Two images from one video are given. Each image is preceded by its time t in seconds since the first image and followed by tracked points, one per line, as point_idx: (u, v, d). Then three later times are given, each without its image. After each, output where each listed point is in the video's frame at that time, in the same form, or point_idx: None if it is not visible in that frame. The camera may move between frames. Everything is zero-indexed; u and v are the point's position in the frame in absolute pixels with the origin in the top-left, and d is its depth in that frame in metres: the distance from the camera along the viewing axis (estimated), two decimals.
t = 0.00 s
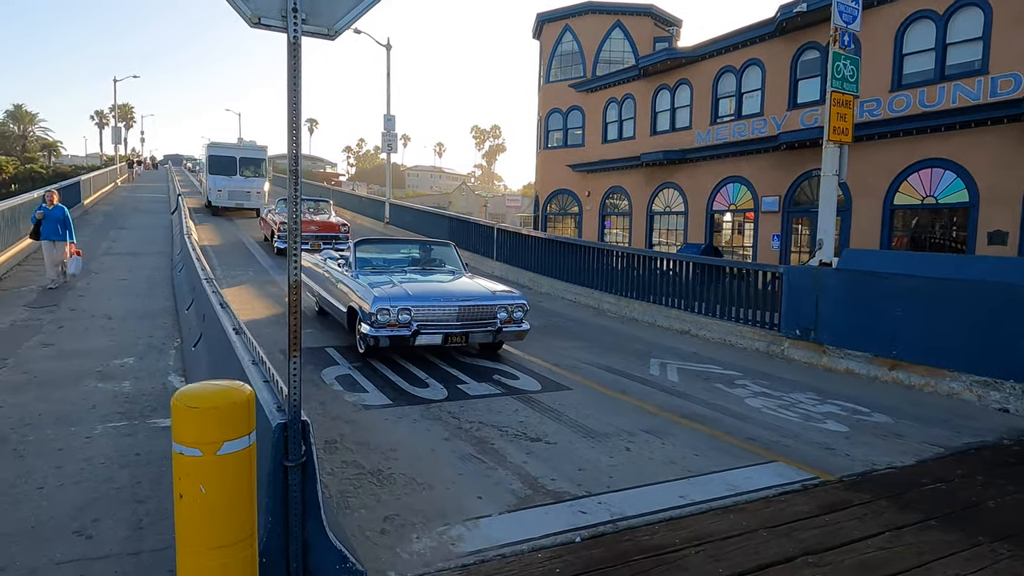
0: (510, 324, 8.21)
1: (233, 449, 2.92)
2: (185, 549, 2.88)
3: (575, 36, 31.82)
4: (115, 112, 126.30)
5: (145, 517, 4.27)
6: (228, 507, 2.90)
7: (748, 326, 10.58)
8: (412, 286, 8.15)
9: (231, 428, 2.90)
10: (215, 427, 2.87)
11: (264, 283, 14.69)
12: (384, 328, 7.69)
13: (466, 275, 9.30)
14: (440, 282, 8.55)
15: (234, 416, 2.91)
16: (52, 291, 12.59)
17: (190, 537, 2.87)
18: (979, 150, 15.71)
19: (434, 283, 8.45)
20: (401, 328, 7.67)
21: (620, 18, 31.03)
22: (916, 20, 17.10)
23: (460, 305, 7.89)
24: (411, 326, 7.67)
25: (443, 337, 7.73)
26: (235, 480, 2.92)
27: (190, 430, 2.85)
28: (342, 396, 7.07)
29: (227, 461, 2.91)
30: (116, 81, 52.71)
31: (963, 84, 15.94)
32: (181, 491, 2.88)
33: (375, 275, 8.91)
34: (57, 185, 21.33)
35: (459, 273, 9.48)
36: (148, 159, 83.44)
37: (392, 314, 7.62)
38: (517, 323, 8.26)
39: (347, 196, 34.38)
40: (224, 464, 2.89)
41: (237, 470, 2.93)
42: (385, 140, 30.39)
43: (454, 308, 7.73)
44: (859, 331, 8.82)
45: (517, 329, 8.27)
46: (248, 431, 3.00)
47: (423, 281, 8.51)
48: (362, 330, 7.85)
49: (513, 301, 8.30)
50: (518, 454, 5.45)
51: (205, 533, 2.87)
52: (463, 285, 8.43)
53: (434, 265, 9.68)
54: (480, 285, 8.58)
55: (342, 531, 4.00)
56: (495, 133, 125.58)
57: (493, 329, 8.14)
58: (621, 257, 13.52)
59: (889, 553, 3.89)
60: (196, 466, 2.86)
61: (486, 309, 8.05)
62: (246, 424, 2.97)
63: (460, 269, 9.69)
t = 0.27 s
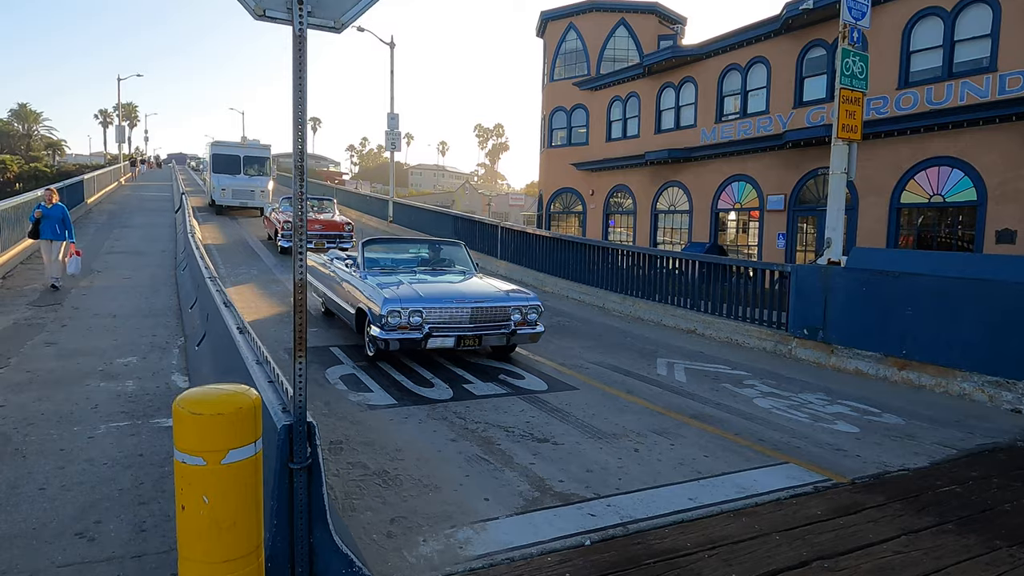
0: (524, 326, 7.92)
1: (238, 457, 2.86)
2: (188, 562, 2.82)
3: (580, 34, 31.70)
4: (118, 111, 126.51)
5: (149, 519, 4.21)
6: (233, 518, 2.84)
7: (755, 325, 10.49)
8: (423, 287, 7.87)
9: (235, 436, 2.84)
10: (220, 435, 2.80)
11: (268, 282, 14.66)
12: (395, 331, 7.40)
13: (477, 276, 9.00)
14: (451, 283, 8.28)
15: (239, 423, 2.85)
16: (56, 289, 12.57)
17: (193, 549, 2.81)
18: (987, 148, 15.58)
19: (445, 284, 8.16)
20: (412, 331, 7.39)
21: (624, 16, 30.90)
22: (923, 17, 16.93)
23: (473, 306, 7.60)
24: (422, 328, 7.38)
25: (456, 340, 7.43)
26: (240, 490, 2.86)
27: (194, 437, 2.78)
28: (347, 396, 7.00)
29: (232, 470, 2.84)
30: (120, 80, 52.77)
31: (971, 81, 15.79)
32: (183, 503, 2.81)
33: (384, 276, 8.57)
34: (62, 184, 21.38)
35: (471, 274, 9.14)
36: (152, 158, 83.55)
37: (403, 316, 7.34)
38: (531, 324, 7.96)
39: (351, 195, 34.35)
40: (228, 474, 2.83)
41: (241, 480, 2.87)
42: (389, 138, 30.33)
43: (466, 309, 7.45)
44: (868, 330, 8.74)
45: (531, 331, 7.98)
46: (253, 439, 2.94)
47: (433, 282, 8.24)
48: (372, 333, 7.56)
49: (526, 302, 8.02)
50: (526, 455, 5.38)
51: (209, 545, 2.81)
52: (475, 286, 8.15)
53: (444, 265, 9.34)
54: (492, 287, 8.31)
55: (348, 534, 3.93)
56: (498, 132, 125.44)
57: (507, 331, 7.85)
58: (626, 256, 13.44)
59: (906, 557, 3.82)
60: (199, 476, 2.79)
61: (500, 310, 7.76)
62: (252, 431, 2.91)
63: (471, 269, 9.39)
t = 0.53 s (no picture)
0: (536, 329, 7.61)
1: (244, 467, 2.80)
2: None
3: (581, 32, 31.59)
4: (118, 110, 126.62)
5: (150, 523, 4.14)
6: (240, 530, 2.79)
7: (760, 324, 10.41)
8: (431, 290, 7.56)
9: (241, 446, 2.78)
10: (226, 445, 2.74)
11: (269, 281, 14.60)
12: (404, 334, 7.07)
13: (486, 277, 8.72)
14: (461, 284, 7.97)
15: (245, 432, 2.79)
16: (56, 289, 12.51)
17: (198, 562, 2.76)
18: (990, 146, 15.49)
19: (454, 285, 7.86)
20: (422, 334, 7.07)
21: (625, 14, 30.78)
22: (927, 14, 16.81)
23: (485, 308, 7.29)
24: (433, 332, 7.07)
25: (467, 343, 7.12)
26: (246, 502, 2.80)
27: (200, 447, 2.72)
28: (349, 397, 6.93)
29: (238, 481, 2.78)
30: (120, 81, 52.78)
31: (974, 79, 15.70)
32: (187, 515, 2.75)
33: (391, 277, 8.24)
34: (62, 183, 21.36)
35: (480, 275, 8.82)
36: (152, 158, 83.57)
37: (412, 319, 7.02)
38: (544, 327, 7.67)
39: (352, 194, 34.29)
40: (235, 484, 2.77)
41: (247, 491, 2.82)
42: (389, 137, 30.27)
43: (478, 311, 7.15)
44: (874, 329, 8.67)
45: (544, 334, 7.68)
46: (262, 448, 2.88)
47: (442, 283, 7.95)
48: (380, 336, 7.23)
49: (540, 304, 7.72)
50: (531, 456, 5.32)
51: (214, 559, 2.75)
52: (486, 288, 7.84)
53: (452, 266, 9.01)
54: (502, 289, 8.01)
55: (352, 537, 3.86)
56: (498, 131, 125.36)
57: (520, 334, 7.54)
58: (629, 254, 13.37)
59: (921, 560, 3.75)
60: (204, 487, 2.73)
61: (512, 312, 7.45)
62: (259, 440, 2.85)
63: (480, 270, 9.11)
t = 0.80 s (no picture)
0: (550, 332, 7.31)
1: (249, 485, 2.74)
2: None
3: (581, 29, 31.46)
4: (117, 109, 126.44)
5: (150, 527, 4.07)
6: (245, 549, 2.73)
7: (765, 322, 10.32)
8: (441, 290, 7.26)
9: (245, 463, 2.71)
10: (230, 462, 2.67)
11: (270, 280, 14.51)
12: (413, 338, 6.78)
13: (495, 278, 8.51)
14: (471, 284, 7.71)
15: (250, 449, 2.72)
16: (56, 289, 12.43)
17: None
18: (994, 143, 15.40)
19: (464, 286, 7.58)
20: (432, 338, 6.78)
21: (626, 11, 30.64)
22: (930, 10, 16.70)
23: (498, 310, 6.99)
24: (444, 335, 6.78)
25: (479, 346, 6.83)
26: (251, 520, 2.74)
27: (204, 464, 2.65)
28: (351, 397, 6.85)
29: (242, 499, 2.72)
30: (119, 79, 52.62)
31: (978, 75, 15.58)
32: (190, 535, 2.68)
33: (398, 278, 8.04)
34: (61, 182, 21.28)
35: (489, 275, 8.62)
36: (152, 156, 83.43)
37: (423, 322, 6.73)
38: (558, 330, 7.35)
39: (352, 192, 34.19)
40: (239, 503, 2.71)
41: (253, 508, 2.75)
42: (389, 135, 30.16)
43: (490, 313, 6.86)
44: (880, 327, 8.60)
45: (558, 337, 7.36)
46: (266, 464, 2.81)
47: (451, 283, 7.70)
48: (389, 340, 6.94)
49: (554, 305, 7.41)
50: (537, 458, 5.24)
51: None
52: (497, 289, 7.55)
53: (460, 266, 8.83)
54: (514, 289, 7.70)
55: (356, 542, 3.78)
56: (498, 129, 125.13)
57: (534, 337, 7.22)
58: (631, 252, 13.27)
59: (936, 564, 3.67)
60: (207, 506, 2.67)
61: (525, 314, 7.15)
62: (264, 456, 2.78)
63: (489, 270, 8.88)
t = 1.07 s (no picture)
0: (567, 334, 7.13)
1: (259, 508, 2.64)
2: None
3: (584, 26, 31.35)
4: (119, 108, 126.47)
5: (153, 532, 4.01)
6: None
7: (771, 321, 10.24)
8: (455, 292, 7.10)
9: (254, 486, 2.62)
10: (240, 486, 2.58)
11: (272, 279, 14.46)
12: (426, 341, 6.64)
13: (507, 278, 8.31)
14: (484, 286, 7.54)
15: (259, 472, 2.62)
16: (58, 288, 12.38)
17: None
18: (1001, 139, 15.27)
19: (477, 287, 7.41)
20: (445, 342, 6.64)
21: (629, 8, 30.50)
22: (936, 5, 16.53)
23: (513, 312, 6.81)
24: (457, 338, 6.63)
25: (493, 350, 6.67)
26: (262, 545, 2.65)
27: (213, 487, 2.57)
28: (356, 397, 6.79)
29: (253, 524, 2.63)
30: (121, 78, 52.58)
31: (985, 70, 15.44)
32: (197, 560, 2.60)
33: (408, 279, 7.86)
34: (63, 181, 21.23)
35: (501, 276, 8.42)
36: (154, 156, 83.46)
37: (435, 325, 6.58)
38: (575, 333, 7.17)
39: (354, 191, 34.14)
40: (248, 527, 2.61)
41: (263, 531, 2.66)
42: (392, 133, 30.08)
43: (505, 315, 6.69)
44: (889, 325, 8.51)
45: (574, 340, 7.18)
46: (277, 486, 2.71)
47: (463, 285, 7.53)
48: (402, 343, 6.80)
49: (571, 307, 7.21)
50: (545, 460, 5.16)
51: None
52: (513, 291, 7.38)
53: (471, 266, 8.62)
54: (529, 291, 7.52)
55: (363, 547, 3.71)
56: (500, 127, 124.95)
57: (550, 339, 7.04)
58: (635, 250, 13.19)
59: (955, 570, 3.59)
60: (215, 530, 2.58)
61: (541, 316, 6.97)
62: (275, 479, 2.69)
63: (501, 270, 8.68)
